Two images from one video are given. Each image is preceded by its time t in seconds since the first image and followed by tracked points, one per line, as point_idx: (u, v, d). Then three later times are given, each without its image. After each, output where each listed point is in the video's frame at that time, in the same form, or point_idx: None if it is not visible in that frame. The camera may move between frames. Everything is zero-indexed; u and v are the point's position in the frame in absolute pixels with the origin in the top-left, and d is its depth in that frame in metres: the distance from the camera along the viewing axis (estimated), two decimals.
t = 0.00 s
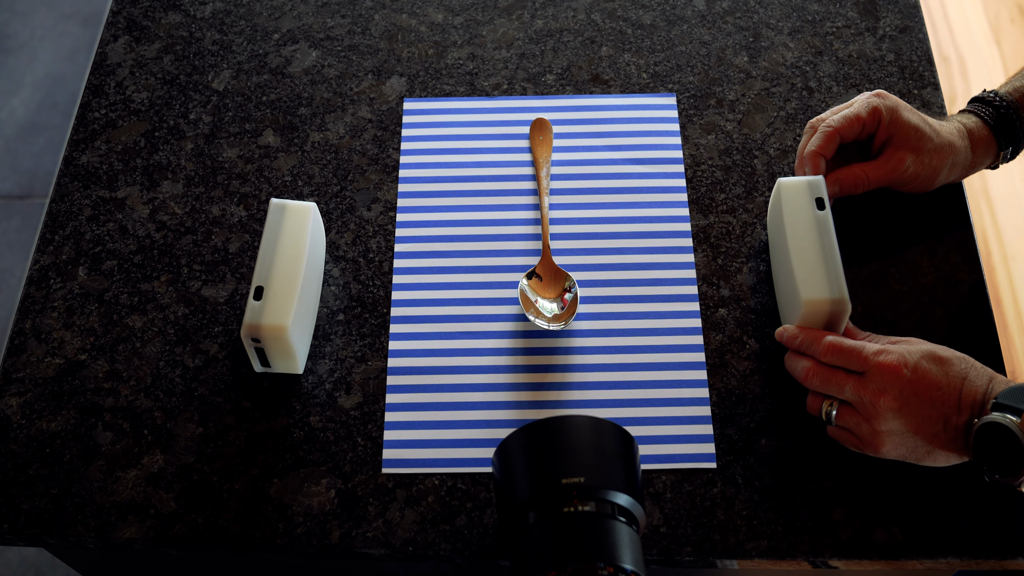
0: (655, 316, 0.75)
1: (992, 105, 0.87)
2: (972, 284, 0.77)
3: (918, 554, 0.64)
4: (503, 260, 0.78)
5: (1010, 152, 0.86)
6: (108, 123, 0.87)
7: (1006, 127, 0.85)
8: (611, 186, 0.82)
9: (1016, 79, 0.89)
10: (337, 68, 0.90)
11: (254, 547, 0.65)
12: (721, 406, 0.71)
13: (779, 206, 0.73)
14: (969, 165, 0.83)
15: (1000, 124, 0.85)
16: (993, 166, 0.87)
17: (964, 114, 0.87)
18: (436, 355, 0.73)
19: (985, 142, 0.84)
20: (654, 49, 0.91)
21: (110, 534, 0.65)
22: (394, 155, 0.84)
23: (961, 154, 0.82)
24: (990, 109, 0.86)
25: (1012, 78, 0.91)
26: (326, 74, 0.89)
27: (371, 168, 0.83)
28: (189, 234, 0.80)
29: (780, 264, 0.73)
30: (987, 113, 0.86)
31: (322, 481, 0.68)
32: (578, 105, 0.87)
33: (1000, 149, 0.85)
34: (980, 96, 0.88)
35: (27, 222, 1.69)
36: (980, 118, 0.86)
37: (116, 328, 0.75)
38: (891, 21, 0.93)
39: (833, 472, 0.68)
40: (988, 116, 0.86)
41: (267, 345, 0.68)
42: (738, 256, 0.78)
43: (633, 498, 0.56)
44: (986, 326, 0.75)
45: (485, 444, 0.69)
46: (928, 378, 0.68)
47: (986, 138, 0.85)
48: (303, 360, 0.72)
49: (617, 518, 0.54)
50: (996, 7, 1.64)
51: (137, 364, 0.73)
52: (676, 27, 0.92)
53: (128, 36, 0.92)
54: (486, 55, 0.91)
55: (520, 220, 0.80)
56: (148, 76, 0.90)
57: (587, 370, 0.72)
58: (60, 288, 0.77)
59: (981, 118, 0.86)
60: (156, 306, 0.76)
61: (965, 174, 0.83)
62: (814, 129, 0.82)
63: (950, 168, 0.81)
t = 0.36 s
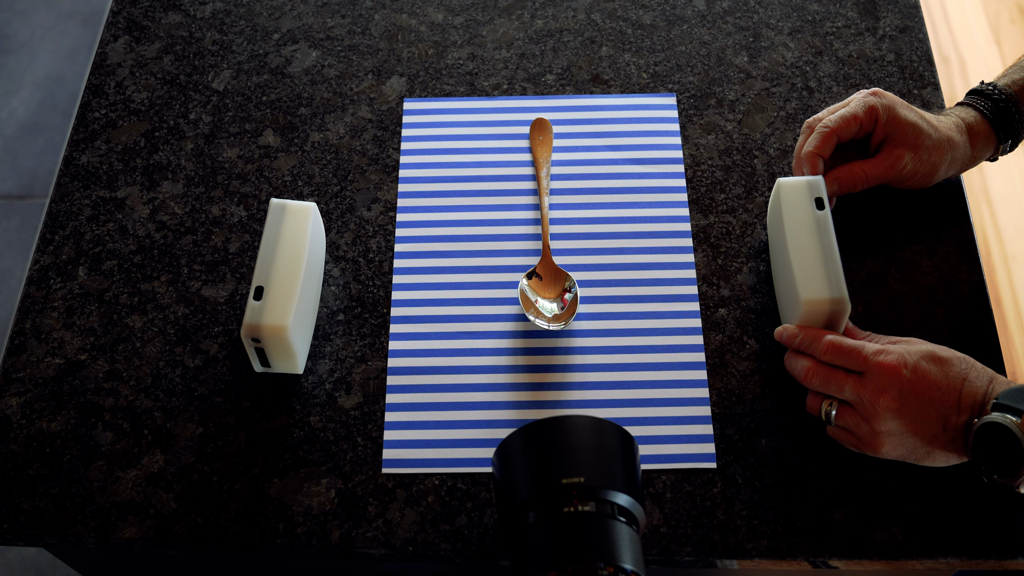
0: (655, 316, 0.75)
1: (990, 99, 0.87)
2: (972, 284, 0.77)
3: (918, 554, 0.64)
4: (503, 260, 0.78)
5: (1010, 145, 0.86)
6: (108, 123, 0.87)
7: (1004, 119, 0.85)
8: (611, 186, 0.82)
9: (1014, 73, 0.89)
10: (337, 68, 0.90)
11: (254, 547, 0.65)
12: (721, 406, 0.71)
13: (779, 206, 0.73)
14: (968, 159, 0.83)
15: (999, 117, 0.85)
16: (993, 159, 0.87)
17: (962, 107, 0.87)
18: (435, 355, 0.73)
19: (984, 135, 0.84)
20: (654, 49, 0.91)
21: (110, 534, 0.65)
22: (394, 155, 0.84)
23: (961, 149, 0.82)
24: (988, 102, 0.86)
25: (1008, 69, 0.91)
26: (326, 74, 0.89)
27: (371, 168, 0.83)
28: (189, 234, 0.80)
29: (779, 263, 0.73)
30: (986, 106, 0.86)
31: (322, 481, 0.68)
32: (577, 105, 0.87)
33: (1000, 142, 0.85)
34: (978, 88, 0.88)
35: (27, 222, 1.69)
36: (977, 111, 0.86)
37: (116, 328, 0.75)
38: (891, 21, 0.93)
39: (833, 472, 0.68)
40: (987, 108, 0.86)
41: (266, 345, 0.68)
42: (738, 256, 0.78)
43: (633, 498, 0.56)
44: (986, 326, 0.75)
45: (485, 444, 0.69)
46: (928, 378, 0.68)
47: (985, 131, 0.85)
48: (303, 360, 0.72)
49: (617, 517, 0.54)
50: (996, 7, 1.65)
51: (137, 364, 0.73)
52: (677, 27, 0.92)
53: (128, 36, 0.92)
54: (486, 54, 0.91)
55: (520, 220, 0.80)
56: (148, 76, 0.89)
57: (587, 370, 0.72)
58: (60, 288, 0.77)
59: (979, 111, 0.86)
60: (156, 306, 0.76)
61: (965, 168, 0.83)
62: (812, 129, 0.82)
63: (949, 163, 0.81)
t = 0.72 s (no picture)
0: (655, 316, 0.75)
1: (990, 98, 0.86)
2: (972, 284, 0.77)
3: (918, 554, 0.64)
4: (503, 260, 0.78)
5: (1010, 144, 0.86)
6: (108, 123, 0.87)
7: (1004, 117, 0.85)
8: (611, 186, 0.82)
9: (1014, 70, 0.89)
10: (337, 68, 0.90)
11: (254, 547, 0.65)
12: (721, 406, 0.71)
13: (779, 206, 0.73)
14: (969, 158, 0.83)
15: (999, 116, 0.85)
16: (993, 157, 0.87)
17: (962, 106, 0.87)
18: (435, 355, 0.73)
19: (984, 134, 0.84)
20: (654, 49, 0.91)
21: (110, 534, 0.65)
22: (394, 155, 0.84)
23: (961, 148, 0.82)
24: (987, 100, 0.86)
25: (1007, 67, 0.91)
26: (326, 74, 0.89)
27: (371, 168, 0.83)
28: (189, 234, 0.80)
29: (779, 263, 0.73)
30: (987, 105, 0.86)
31: (322, 481, 0.68)
32: (578, 105, 0.87)
33: (1000, 142, 0.86)
34: (978, 87, 0.88)
35: (26, 222, 1.69)
36: (977, 109, 0.86)
37: (116, 328, 0.75)
38: (891, 21, 0.93)
39: (833, 473, 0.68)
40: (986, 107, 0.86)
41: (267, 345, 0.68)
42: (738, 256, 0.78)
43: (633, 499, 0.56)
44: (986, 326, 0.75)
45: (485, 444, 0.69)
46: (928, 378, 0.68)
47: (986, 130, 0.85)
48: (303, 360, 0.72)
49: (618, 517, 0.54)
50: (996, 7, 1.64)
51: (137, 364, 0.73)
52: (676, 27, 0.92)
53: (128, 36, 0.92)
54: (486, 54, 0.91)
55: (520, 220, 0.80)
56: (148, 76, 0.90)
57: (587, 370, 0.72)
58: (60, 288, 0.77)
59: (979, 110, 0.86)
60: (156, 306, 0.76)
61: (965, 167, 0.83)
62: (813, 129, 0.82)
63: (949, 162, 0.81)
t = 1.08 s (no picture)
0: (655, 316, 0.75)
1: (991, 97, 0.86)
2: (972, 283, 0.77)
3: (918, 554, 0.64)
4: (503, 260, 0.78)
5: (1010, 144, 0.86)
6: (108, 123, 0.87)
7: (1005, 116, 0.85)
8: (610, 186, 0.82)
9: (1013, 70, 0.89)
10: (337, 68, 0.90)
11: (254, 547, 0.65)
12: (721, 406, 0.71)
13: (779, 206, 0.73)
14: (969, 157, 0.83)
15: (999, 115, 0.85)
16: (993, 156, 0.87)
17: (963, 106, 0.87)
18: (435, 355, 0.73)
19: (984, 133, 0.84)
20: (654, 49, 0.91)
21: (110, 534, 0.65)
22: (394, 155, 0.84)
23: (961, 148, 0.82)
24: (988, 100, 0.86)
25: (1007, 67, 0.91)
26: (326, 74, 0.89)
27: (371, 168, 0.83)
28: (189, 234, 0.80)
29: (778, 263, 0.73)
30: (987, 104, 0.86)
31: (322, 481, 0.68)
32: (578, 105, 0.87)
33: (1000, 141, 0.86)
34: (978, 86, 0.88)
35: (27, 222, 1.69)
36: (978, 108, 0.86)
37: (116, 328, 0.75)
38: (891, 21, 0.93)
39: (833, 472, 0.68)
40: (987, 106, 0.86)
41: (267, 345, 0.68)
42: (738, 256, 0.78)
43: (634, 499, 0.56)
44: (986, 326, 0.75)
45: (485, 444, 0.69)
46: (928, 378, 0.68)
47: (986, 129, 0.85)
48: (303, 360, 0.72)
49: (618, 517, 0.54)
50: (997, 7, 1.64)
51: (137, 364, 0.73)
52: (676, 27, 0.92)
53: (128, 36, 0.92)
54: (486, 55, 0.91)
55: (520, 220, 0.80)
56: (148, 76, 0.90)
57: (587, 370, 0.72)
58: (60, 288, 0.77)
59: (979, 109, 0.86)
60: (156, 306, 0.76)
61: (965, 167, 0.83)
62: (812, 129, 0.82)
63: (949, 162, 0.81)
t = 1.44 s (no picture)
0: (655, 316, 0.75)
1: (991, 96, 0.86)
2: (972, 283, 0.77)
3: (918, 554, 0.64)
4: (503, 260, 0.78)
5: (1010, 142, 0.86)
6: (108, 123, 0.87)
7: (1005, 115, 0.85)
8: (610, 186, 0.82)
9: (1014, 69, 0.89)
10: (337, 68, 0.90)
11: (254, 547, 0.65)
12: (721, 406, 0.71)
13: (779, 207, 0.73)
14: (969, 157, 0.83)
15: (999, 115, 0.85)
16: (993, 156, 0.87)
17: (963, 104, 0.87)
18: (435, 355, 0.73)
19: (984, 133, 0.84)
20: (654, 49, 0.91)
21: (110, 534, 0.65)
22: (394, 155, 0.84)
23: (961, 147, 0.82)
24: (988, 98, 0.86)
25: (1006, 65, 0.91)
26: (326, 74, 0.89)
27: (371, 168, 0.83)
28: (189, 234, 0.80)
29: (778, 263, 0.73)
30: (986, 103, 0.86)
31: (322, 481, 0.68)
32: (578, 105, 0.87)
33: (1000, 140, 0.86)
34: (978, 85, 0.88)
35: (27, 222, 1.69)
36: (978, 108, 0.86)
37: (116, 328, 0.75)
38: (891, 21, 0.93)
39: (833, 472, 0.68)
40: (987, 105, 0.86)
41: (267, 345, 0.68)
42: (738, 256, 0.78)
43: (634, 499, 0.56)
44: (986, 326, 0.75)
45: (485, 444, 0.69)
46: (928, 378, 0.68)
47: (986, 128, 0.85)
48: (303, 360, 0.72)
49: (618, 518, 0.54)
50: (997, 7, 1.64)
51: (137, 364, 0.73)
52: (676, 27, 0.92)
53: (128, 37, 0.92)
54: (486, 55, 0.91)
55: (520, 220, 0.80)
56: (148, 76, 0.90)
57: (587, 370, 0.72)
58: (60, 288, 0.77)
59: (979, 108, 0.86)
60: (156, 306, 0.76)
61: (965, 166, 0.83)
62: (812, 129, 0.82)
63: (949, 161, 0.81)
